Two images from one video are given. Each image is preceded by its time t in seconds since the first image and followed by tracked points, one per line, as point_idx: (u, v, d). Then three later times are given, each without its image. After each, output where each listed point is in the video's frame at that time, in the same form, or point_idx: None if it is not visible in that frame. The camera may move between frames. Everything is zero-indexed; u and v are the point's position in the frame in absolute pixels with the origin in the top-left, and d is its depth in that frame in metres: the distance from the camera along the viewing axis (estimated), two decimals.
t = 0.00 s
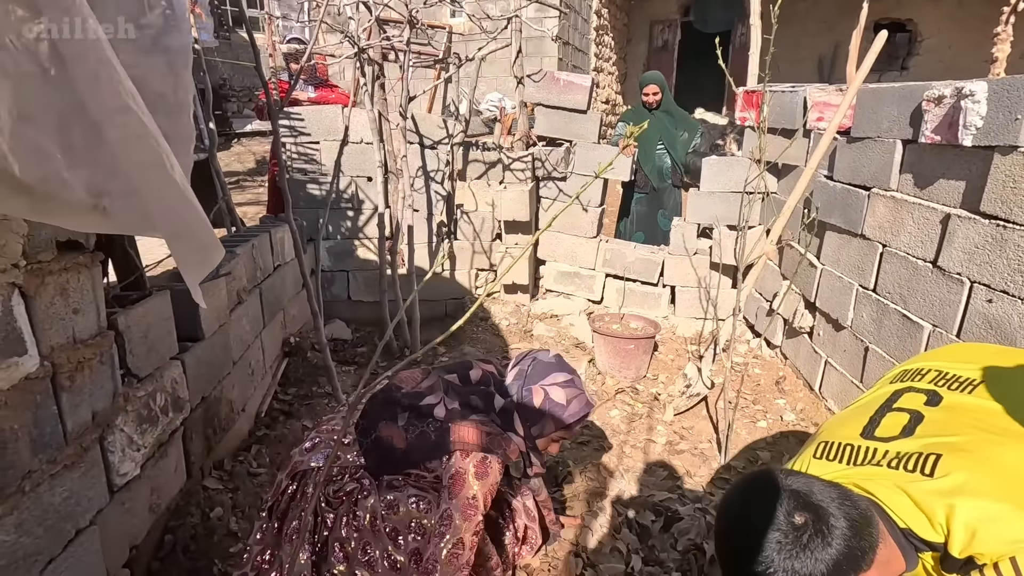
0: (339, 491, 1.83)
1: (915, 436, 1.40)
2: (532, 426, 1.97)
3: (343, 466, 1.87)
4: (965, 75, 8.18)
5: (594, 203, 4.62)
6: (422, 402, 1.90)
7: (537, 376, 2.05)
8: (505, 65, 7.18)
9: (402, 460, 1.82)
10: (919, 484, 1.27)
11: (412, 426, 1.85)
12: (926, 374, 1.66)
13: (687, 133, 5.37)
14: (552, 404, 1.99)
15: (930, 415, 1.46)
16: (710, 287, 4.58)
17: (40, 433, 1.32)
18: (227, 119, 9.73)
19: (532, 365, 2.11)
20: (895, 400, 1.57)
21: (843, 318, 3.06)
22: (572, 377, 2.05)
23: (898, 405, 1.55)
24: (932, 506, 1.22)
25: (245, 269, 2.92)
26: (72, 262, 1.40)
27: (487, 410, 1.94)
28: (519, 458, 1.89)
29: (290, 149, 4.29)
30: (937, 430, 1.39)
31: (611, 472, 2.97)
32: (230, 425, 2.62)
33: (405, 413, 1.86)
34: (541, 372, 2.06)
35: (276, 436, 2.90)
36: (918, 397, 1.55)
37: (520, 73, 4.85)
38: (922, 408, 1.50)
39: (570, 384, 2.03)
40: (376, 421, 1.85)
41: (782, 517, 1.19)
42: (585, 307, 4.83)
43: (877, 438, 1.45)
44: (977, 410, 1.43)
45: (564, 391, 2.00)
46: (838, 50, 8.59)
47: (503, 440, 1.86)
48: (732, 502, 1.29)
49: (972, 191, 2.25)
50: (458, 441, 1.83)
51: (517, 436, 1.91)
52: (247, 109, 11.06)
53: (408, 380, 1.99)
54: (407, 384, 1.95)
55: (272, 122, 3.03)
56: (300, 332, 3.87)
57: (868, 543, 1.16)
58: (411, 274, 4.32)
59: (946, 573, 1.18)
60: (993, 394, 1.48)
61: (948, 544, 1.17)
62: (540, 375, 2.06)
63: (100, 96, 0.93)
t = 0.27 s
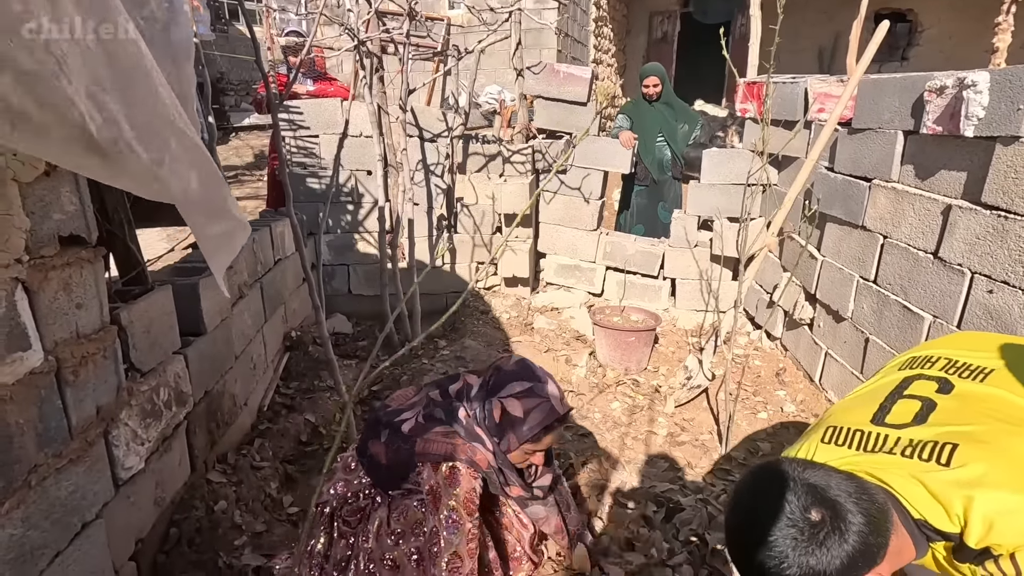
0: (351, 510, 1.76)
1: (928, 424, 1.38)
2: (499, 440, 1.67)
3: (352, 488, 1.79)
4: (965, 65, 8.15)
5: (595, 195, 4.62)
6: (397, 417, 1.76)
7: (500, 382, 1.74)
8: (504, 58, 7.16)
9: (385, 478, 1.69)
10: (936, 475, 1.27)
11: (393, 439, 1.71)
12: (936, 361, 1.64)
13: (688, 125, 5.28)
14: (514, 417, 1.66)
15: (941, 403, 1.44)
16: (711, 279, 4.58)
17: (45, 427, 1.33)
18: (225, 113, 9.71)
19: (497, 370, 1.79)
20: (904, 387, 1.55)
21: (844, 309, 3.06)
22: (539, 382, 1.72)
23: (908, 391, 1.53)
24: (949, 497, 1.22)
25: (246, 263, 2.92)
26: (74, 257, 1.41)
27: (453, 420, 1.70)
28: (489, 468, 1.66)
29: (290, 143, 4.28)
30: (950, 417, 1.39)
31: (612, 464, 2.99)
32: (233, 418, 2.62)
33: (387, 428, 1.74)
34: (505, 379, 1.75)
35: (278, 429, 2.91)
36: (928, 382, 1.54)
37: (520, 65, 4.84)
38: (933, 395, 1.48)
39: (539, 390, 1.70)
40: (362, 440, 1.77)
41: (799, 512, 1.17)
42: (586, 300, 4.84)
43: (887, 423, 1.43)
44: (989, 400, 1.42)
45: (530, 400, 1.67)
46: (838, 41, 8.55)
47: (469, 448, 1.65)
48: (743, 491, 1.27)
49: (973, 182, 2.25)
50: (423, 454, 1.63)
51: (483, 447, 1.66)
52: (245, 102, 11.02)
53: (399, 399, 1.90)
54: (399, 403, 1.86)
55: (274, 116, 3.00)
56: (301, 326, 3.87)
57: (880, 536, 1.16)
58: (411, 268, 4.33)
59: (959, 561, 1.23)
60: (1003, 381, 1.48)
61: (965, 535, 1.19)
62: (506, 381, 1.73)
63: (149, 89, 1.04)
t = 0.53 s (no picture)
0: (351, 498, 1.75)
1: (904, 404, 1.40)
2: (476, 427, 1.62)
3: (347, 475, 1.77)
4: (965, 56, 8.12)
5: (593, 187, 4.61)
6: (384, 408, 1.74)
7: (471, 367, 1.66)
8: (502, 50, 7.13)
9: (374, 467, 1.67)
10: (907, 445, 1.29)
11: (381, 428, 1.69)
12: (914, 349, 1.66)
13: (685, 116, 5.26)
14: (484, 404, 1.59)
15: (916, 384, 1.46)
16: (710, 271, 4.57)
17: (44, 419, 1.33)
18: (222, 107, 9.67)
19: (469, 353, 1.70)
20: (883, 376, 1.58)
21: (842, 299, 3.06)
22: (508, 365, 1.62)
23: (886, 378, 1.55)
24: (920, 464, 1.24)
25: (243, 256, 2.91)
26: (70, 248, 1.40)
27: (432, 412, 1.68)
28: (473, 459, 1.65)
29: (287, 136, 4.27)
30: (922, 394, 1.40)
31: (611, 455, 2.99)
32: (231, 411, 2.62)
33: (376, 416, 1.72)
34: (476, 364, 1.67)
35: (277, 422, 2.91)
36: (904, 367, 1.57)
37: (518, 57, 4.81)
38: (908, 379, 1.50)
39: (510, 372, 1.61)
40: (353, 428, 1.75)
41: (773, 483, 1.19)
42: (585, 292, 4.84)
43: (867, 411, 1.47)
44: (962, 374, 1.43)
45: (499, 384, 1.58)
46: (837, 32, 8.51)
47: (449, 442, 1.63)
48: (722, 465, 1.30)
49: (971, 171, 2.25)
50: (407, 447, 1.63)
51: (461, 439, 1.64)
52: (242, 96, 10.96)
53: (395, 388, 1.89)
54: (391, 391, 1.84)
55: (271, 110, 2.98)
56: (299, 319, 3.87)
57: (853, 504, 1.19)
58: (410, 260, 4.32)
59: (939, 526, 1.24)
60: (976, 356, 1.49)
61: (937, 498, 1.20)
62: (477, 366, 1.66)
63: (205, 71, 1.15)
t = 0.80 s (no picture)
0: (356, 507, 1.70)
1: (913, 379, 1.40)
2: (468, 421, 1.67)
3: (349, 488, 1.72)
4: (964, 49, 8.11)
5: (591, 182, 4.63)
6: (374, 415, 1.71)
7: (460, 362, 1.69)
8: (500, 44, 7.12)
9: (368, 474, 1.65)
10: (916, 423, 1.29)
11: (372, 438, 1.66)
12: (925, 323, 1.65)
13: (683, 110, 5.28)
14: (474, 399, 1.63)
15: (927, 359, 1.46)
16: (709, 266, 4.58)
17: (43, 417, 1.33)
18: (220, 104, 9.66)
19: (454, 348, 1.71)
20: (893, 345, 1.57)
21: (841, 294, 3.07)
22: (495, 360, 1.65)
23: (895, 350, 1.55)
24: (928, 443, 1.24)
25: (242, 252, 2.91)
26: (68, 246, 1.40)
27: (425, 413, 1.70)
28: (471, 452, 1.70)
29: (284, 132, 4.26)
30: (932, 372, 1.40)
31: (610, 449, 3.00)
32: (231, 408, 2.62)
33: (368, 426, 1.69)
34: (464, 359, 1.69)
35: (277, 418, 2.91)
36: (915, 341, 1.56)
37: (516, 51, 4.80)
38: (919, 352, 1.50)
39: (498, 365, 1.65)
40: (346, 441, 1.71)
41: (778, 445, 1.20)
42: (583, 287, 4.84)
43: (874, 382, 1.46)
44: (974, 353, 1.43)
45: (488, 378, 1.62)
46: (837, 25, 8.48)
47: (442, 444, 1.67)
48: (721, 428, 1.30)
49: (970, 165, 2.25)
50: (400, 452, 1.65)
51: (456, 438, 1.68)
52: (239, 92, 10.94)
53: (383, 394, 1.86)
54: (380, 399, 1.81)
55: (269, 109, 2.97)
56: (298, 315, 3.87)
57: (855, 462, 1.21)
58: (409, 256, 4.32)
59: (936, 505, 1.26)
60: (989, 337, 1.48)
61: (942, 479, 1.21)
62: (465, 362, 1.68)
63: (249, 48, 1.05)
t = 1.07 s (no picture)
0: (353, 516, 1.70)
1: (912, 391, 1.42)
2: (471, 423, 1.67)
3: (344, 497, 1.73)
4: (960, 46, 8.13)
5: (588, 180, 4.62)
6: (373, 422, 1.72)
7: (466, 365, 1.72)
8: (496, 42, 7.11)
9: (363, 483, 1.65)
10: (917, 436, 1.30)
11: (369, 445, 1.66)
12: (921, 332, 1.67)
13: (680, 108, 5.27)
14: (481, 401, 1.65)
15: (925, 370, 1.48)
16: (706, 264, 4.58)
17: (38, 419, 1.33)
18: (216, 103, 9.64)
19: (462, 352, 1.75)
20: (891, 356, 1.59)
21: (838, 291, 3.07)
22: (504, 363, 1.69)
23: (893, 360, 1.56)
24: (928, 456, 1.25)
25: (238, 252, 2.90)
26: (62, 247, 1.39)
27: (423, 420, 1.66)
28: (473, 458, 1.63)
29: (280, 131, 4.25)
30: (931, 383, 1.42)
31: (608, 447, 3.00)
32: (228, 408, 2.62)
33: (364, 433, 1.70)
34: (470, 361, 1.72)
35: (275, 418, 2.90)
36: (913, 350, 1.57)
37: (512, 49, 4.79)
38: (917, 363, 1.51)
39: (505, 368, 1.68)
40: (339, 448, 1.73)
41: (791, 461, 1.20)
42: (581, 286, 4.84)
43: (874, 394, 1.48)
44: (972, 363, 1.45)
45: (495, 380, 1.65)
46: (834, 21, 8.49)
47: (442, 453, 1.61)
48: (730, 449, 1.30)
49: (966, 161, 2.25)
50: (396, 459, 1.61)
51: (456, 447, 1.61)
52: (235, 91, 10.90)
53: (376, 401, 1.87)
54: (373, 405, 1.81)
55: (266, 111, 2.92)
56: (296, 315, 3.86)
57: (867, 473, 1.22)
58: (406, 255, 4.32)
59: (936, 518, 1.25)
60: (987, 345, 1.50)
61: (943, 493, 1.21)
62: (470, 365, 1.71)
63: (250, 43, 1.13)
